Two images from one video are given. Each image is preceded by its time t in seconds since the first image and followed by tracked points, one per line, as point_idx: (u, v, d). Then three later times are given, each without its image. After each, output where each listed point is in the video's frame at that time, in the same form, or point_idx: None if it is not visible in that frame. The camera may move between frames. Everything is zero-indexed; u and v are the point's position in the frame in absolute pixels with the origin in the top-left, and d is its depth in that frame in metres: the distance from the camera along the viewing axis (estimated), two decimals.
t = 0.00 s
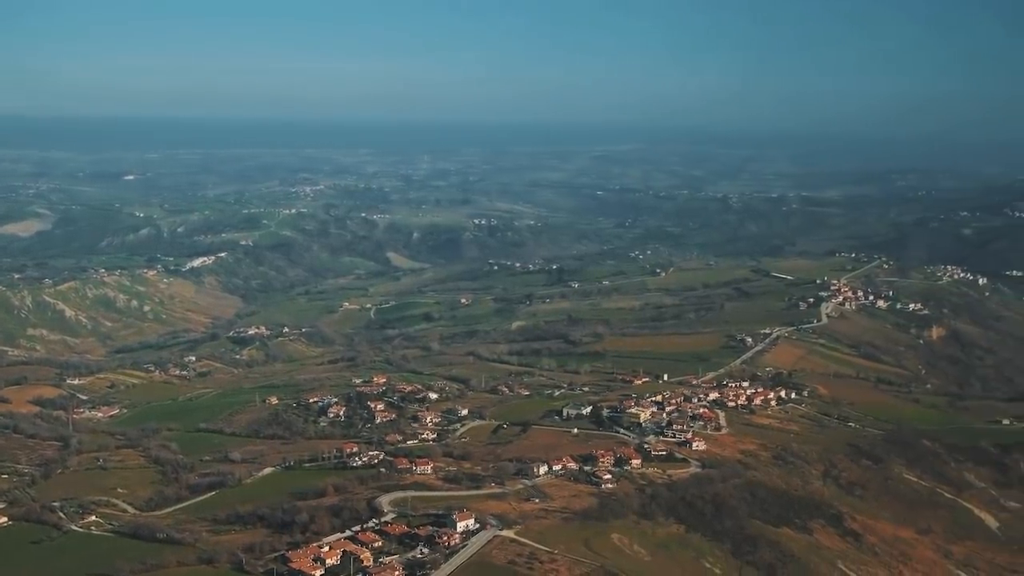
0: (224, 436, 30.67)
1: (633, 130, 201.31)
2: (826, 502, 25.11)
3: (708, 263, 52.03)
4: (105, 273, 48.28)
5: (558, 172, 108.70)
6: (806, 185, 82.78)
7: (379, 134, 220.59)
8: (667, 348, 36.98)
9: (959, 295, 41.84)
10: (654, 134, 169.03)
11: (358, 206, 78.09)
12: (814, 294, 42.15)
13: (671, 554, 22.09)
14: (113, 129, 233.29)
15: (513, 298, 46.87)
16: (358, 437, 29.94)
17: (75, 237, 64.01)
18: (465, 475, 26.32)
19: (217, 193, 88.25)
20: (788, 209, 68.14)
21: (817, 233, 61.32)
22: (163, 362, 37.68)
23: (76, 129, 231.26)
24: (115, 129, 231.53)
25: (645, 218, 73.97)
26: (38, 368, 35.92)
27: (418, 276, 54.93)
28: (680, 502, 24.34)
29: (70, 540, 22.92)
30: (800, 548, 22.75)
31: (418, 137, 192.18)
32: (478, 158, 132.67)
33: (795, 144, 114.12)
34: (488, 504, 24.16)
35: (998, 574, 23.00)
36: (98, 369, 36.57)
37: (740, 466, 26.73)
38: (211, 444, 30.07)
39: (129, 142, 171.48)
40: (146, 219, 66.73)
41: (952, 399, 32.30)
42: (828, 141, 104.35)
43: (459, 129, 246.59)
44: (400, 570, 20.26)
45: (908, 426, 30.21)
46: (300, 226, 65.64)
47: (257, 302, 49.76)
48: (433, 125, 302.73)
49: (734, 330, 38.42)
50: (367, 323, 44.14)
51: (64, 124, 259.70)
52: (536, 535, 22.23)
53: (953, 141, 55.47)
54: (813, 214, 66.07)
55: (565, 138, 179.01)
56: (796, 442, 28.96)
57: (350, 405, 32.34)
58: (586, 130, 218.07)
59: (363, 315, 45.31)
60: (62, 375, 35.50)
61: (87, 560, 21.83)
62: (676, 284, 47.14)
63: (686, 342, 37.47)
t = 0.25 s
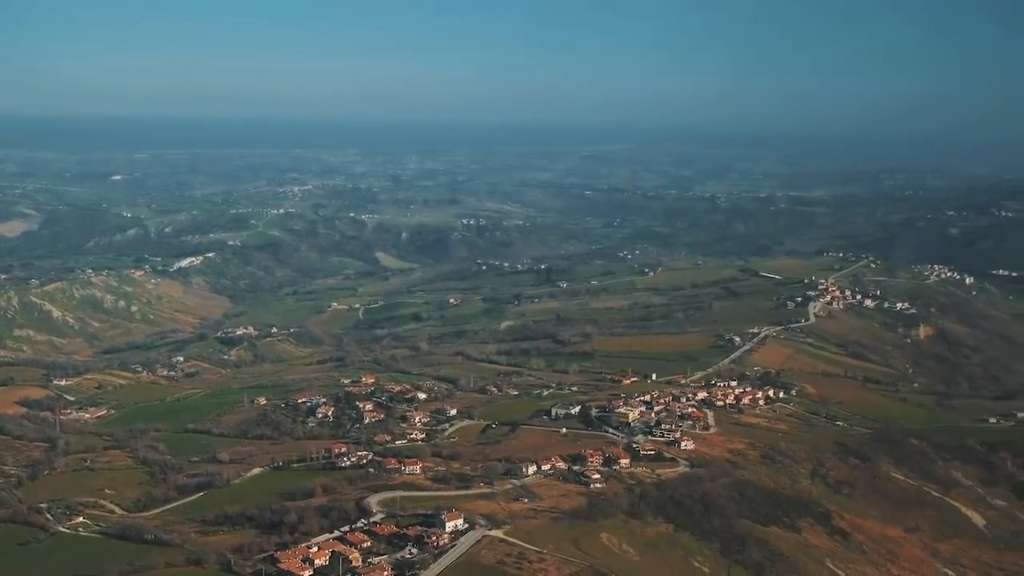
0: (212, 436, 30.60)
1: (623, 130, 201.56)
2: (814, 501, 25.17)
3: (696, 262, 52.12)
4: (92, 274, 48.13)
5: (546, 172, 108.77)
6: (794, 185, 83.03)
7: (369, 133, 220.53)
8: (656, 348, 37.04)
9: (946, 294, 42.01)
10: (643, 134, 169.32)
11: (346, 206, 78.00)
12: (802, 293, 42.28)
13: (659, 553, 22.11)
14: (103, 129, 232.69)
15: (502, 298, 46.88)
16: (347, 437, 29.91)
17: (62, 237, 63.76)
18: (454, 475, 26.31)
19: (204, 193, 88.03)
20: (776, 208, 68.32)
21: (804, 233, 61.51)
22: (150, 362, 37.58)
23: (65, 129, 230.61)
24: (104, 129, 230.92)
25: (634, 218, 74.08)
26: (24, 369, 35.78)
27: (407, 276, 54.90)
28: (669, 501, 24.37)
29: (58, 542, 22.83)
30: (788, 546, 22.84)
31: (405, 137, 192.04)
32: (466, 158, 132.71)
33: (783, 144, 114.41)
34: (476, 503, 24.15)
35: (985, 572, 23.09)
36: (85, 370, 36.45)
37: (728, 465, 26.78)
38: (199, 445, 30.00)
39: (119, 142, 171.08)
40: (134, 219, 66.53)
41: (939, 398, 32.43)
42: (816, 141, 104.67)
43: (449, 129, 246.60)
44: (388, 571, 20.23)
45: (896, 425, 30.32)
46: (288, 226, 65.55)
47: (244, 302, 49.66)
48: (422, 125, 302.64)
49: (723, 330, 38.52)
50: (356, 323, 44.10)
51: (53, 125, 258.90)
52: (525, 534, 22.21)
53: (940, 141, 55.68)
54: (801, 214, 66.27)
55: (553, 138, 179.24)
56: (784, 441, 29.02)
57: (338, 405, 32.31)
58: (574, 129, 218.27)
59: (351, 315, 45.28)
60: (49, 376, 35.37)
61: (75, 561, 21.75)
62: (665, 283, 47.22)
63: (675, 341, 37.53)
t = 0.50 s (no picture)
0: (204, 437, 30.54)
1: (616, 129, 201.67)
2: (806, 500, 25.21)
3: (689, 262, 52.16)
4: (83, 274, 48.04)
5: (538, 171, 108.79)
6: (786, 185, 83.17)
7: (362, 133, 220.47)
8: (649, 347, 37.06)
9: (938, 293, 42.10)
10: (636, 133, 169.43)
11: (338, 206, 77.93)
12: (794, 293, 42.33)
13: (652, 553, 22.11)
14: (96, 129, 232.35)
15: (494, 297, 46.88)
16: (339, 437, 29.89)
17: (53, 237, 63.61)
18: (446, 475, 26.29)
19: (196, 193, 87.89)
20: (768, 208, 68.42)
21: (796, 232, 61.61)
22: (142, 363, 37.50)
23: (55, 127, 230.01)
24: (95, 129, 230.22)
25: (626, 217, 74.13)
26: (15, 369, 35.70)
27: (399, 276, 54.88)
28: (661, 501, 24.36)
29: (49, 543, 22.77)
30: (781, 545, 22.87)
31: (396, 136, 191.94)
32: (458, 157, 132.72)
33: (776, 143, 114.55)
34: (469, 503, 24.12)
35: (976, 572, 23.16)
36: (77, 370, 36.37)
37: (721, 464, 26.79)
38: (191, 445, 29.95)
39: (109, 142, 170.75)
40: (125, 219, 66.41)
41: (931, 397, 32.50)
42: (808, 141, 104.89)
43: (442, 129, 246.56)
44: (381, 571, 20.20)
45: (888, 424, 30.38)
46: (280, 226, 65.47)
47: (236, 302, 49.59)
48: (415, 125, 302.60)
49: (715, 329, 38.56)
50: (348, 323, 44.06)
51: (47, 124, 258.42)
52: (517, 534, 22.19)
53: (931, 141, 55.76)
54: (793, 213, 66.38)
55: (545, 138, 179.41)
56: (776, 441, 29.04)
57: (330, 405, 32.28)
58: (566, 129, 218.40)
59: (343, 315, 45.24)
60: (40, 377, 35.29)
61: (66, 563, 21.68)
62: (657, 283, 47.26)
63: (668, 341, 37.55)
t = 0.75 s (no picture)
0: (192, 438, 30.46)
1: (605, 129, 201.92)
2: (794, 499, 25.25)
3: (677, 262, 52.24)
4: (71, 274, 47.87)
5: (526, 171, 108.83)
6: (774, 185, 83.36)
7: (352, 133, 220.23)
8: (638, 347, 37.10)
9: (926, 293, 42.25)
10: (625, 133, 169.64)
11: (326, 206, 77.80)
12: (783, 293, 42.43)
13: (641, 553, 22.12)
14: (85, 129, 231.58)
15: (483, 298, 46.87)
16: (328, 438, 29.84)
17: (40, 238, 63.35)
18: (435, 475, 26.25)
19: (183, 193, 87.65)
20: (756, 208, 68.57)
21: (785, 232, 61.76)
22: (130, 364, 37.39)
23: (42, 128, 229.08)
24: (82, 129, 229.41)
25: (615, 217, 74.21)
26: (2, 371, 35.55)
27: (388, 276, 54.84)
28: (650, 500, 24.37)
29: (37, 545, 22.68)
30: (770, 544, 22.92)
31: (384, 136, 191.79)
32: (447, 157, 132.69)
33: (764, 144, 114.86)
34: (458, 504, 24.09)
35: (964, 570, 23.25)
36: (64, 371, 36.24)
37: (710, 464, 26.82)
38: (179, 447, 29.86)
39: (96, 142, 170.27)
40: (113, 220, 66.19)
41: (919, 396, 32.60)
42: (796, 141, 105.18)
43: (432, 129, 246.52)
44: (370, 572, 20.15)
45: (876, 423, 30.47)
46: (268, 226, 65.33)
47: (225, 303, 49.47)
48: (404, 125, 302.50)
49: (704, 329, 38.62)
50: (336, 324, 43.99)
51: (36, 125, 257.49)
52: (507, 534, 22.15)
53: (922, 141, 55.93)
54: (781, 213, 66.54)
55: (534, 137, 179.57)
56: (765, 440, 29.09)
57: (319, 406, 32.22)
58: (555, 129, 218.53)
59: (332, 316, 45.17)
60: (27, 378, 35.15)
61: (53, 565, 21.60)
62: (646, 283, 47.31)
63: (656, 341, 37.58)
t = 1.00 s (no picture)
0: (182, 439, 30.41)
1: (595, 129, 202.22)
2: (784, 499, 25.29)
3: (668, 262, 52.32)
4: (60, 275, 47.72)
5: (516, 171, 108.90)
6: (763, 185, 83.53)
7: (344, 134, 220.05)
8: (628, 347, 37.14)
9: (915, 292, 42.38)
10: (615, 134, 169.91)
11: (316, 207, 77.70)
12: (773, 292, 42.51)
13: (632, 552, 22.11)
14: (74, 130, 230.96)
15: (473, 298, 46.87)
16: (318, 438, 29.80)
17: (28, 239, 63.15)
18: (426, 475, 26.22)
19: (172, 194, 87.46)
20: (746, 208, 68.70)
21: (774, 232, 61.89)
22: (120, 365, 37.30)
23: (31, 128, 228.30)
24: (71, 129, 228.70)
25: (605, 217, 74.27)
26: None
27: (378, 276, 54.81)
28: (641, 500, 24.35)
29: (26, 547, 22.61)
30: (760, 543, 22.99)
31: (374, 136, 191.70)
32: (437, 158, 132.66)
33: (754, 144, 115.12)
34: (449, 504, 24.05)
35: (953, 569, 23.34)
36: (54, 372, 36.15)
37: (700, 463, 26.83)
38: (169, 447, 29.81)
39: (84, 142, 169.91)
40: (102, 221, 65.99)
41: (909, 396, 32.70)
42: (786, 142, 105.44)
43: (423, 130, 246.55)
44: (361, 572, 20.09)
45: (866, 422, 30.54)
46: (258, 226, 65.23)
47: (215, 304, 49.39)
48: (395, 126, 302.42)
49: (694, 329, 38.67)
50: (326, 324, 43.95)
51: (26, 125, 256.72)
52: (497, 534, 22.11)
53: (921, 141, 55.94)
54: (772, 213, 66.68)
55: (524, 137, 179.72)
56: (755, 440, 29.12)
57: (310, 406, 32.18)
58: (545, 130, 218.71)
59: (322, 316, 45.14)
60: (16, 379, 35.05)
61: (42, 566, 21.54)
62: (636, 283, 47.36)
63: (647, 341, 37.62)
